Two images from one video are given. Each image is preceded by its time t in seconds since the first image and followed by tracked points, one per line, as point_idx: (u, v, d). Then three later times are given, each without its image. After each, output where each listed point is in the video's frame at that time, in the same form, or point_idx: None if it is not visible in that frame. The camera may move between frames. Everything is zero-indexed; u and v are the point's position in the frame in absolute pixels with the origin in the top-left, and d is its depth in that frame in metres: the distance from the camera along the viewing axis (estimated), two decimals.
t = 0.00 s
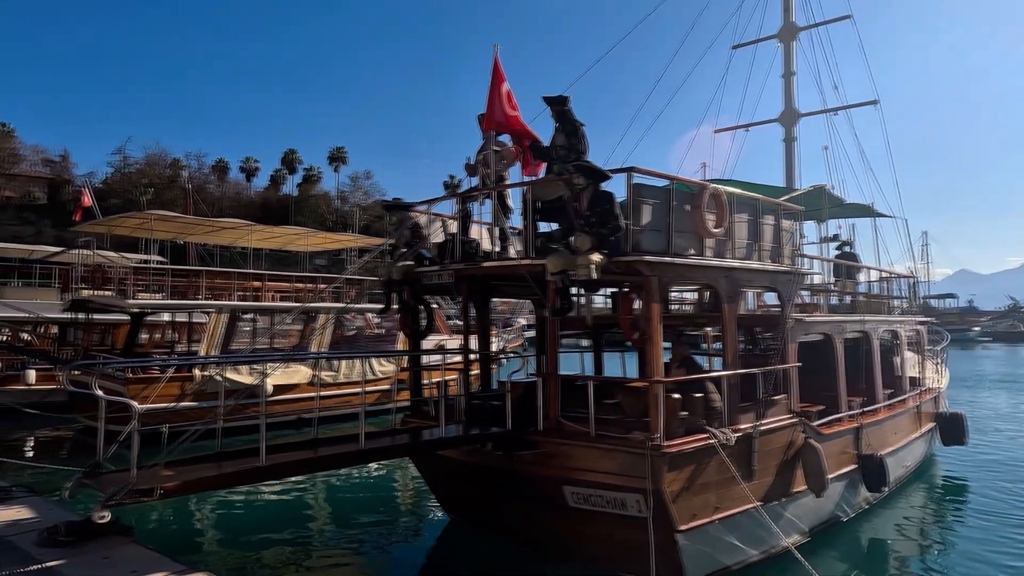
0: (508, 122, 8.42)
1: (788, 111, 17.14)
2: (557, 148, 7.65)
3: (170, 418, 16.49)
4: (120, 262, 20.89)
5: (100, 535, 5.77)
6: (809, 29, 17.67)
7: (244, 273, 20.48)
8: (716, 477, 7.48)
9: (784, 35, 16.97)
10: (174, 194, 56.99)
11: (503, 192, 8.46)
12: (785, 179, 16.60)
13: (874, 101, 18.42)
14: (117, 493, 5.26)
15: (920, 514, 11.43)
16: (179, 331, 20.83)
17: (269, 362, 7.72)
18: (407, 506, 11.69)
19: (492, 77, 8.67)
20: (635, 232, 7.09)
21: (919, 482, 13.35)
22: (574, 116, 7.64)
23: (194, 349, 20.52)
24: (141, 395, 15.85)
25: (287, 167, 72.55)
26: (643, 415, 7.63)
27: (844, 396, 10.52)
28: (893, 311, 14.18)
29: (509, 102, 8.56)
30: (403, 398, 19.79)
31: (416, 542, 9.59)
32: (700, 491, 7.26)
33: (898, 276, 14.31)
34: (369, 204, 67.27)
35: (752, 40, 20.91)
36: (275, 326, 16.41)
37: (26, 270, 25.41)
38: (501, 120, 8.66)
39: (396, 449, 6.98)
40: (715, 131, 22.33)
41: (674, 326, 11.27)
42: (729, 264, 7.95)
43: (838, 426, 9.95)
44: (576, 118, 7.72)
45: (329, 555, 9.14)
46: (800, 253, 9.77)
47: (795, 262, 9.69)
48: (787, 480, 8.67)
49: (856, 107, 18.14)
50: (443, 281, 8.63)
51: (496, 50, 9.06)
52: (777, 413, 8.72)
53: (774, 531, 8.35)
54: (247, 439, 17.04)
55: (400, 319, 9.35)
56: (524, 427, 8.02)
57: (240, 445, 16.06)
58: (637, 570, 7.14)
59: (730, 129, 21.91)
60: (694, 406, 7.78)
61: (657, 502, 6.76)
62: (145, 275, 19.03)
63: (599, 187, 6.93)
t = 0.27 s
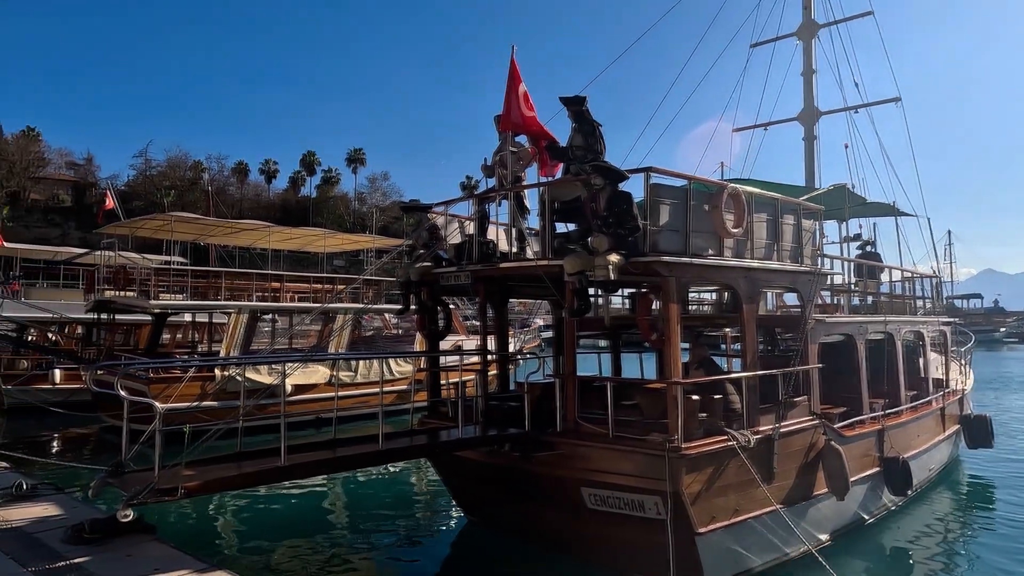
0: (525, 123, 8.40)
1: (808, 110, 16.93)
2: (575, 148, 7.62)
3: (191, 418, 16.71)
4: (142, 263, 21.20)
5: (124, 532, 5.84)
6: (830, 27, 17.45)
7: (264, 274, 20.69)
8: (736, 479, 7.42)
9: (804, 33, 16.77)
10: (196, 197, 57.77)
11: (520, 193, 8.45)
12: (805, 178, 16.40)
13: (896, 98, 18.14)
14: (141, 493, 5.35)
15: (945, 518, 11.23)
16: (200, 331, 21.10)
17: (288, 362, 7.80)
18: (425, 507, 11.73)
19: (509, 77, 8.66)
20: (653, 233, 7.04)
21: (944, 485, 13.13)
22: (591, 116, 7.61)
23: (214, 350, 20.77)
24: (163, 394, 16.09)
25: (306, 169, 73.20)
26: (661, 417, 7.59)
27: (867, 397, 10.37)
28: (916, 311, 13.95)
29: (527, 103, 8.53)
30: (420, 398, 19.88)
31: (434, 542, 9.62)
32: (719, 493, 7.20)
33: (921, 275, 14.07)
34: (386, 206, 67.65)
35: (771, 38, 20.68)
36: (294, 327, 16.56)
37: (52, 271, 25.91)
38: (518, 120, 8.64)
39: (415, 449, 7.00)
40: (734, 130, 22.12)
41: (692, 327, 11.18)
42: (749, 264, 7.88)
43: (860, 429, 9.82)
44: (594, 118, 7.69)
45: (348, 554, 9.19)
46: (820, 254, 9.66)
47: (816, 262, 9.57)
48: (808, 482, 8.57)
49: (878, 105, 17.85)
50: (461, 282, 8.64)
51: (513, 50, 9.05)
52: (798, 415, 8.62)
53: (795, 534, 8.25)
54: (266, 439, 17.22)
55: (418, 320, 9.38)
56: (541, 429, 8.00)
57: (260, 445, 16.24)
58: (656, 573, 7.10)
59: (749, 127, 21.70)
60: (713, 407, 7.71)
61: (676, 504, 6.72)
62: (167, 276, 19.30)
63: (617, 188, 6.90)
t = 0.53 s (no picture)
0: (543, 122, 8.37)
1: (830, 106, 16.72)
2: (593, 148, 7.59)
3: (214, 416, 16.95)
4: (165, 264, 21.52)
5: (150, 528, 5.94)
6: (852, 22, 17.20)
7: (284, 274, 20.90)
8: (757, 480, 7.35)
9: (825, 28, 16.56)
10: (218, 197, 58.55)
11: (539, 192, 8.45)
12: (827, 175, 16.20)
13: (921, 94, 17.83)
14: (165, 490, 5.44)
15: (972, 521, 11.02)
16: (222, 330, 21.38)
17: (309, 361, 7.88)
18: (443, 506, 11.79)
19: (526, 77, 8.64)
20: (672, 232, 6.99)
21: (970, 487, 12.89)
22: (610, 115, 7.58)
23: (236, 349, 21.03)
24: (186, 392, 16.37)
25: (326, 169, 73.82)
26: (681, 417, 7.54)
27: (891, 398, 10.22)
28: (941, 310, 13.71)
29: (545, 103, 8.49)
30: (439, 397, 19.97)
31: (453, 541, 9.65)
32: (740, 495, 7.14)
33: (947, 274, 13.83)
34: (405, 205, 68.00)
35: (792, 34, 20.45)
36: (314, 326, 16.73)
37: (78, 271, 26.40)
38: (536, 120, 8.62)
39: (434, 449, 7.03)
40: (753, 127, 21.89)
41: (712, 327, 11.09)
42: (770, 264, 7.80)
43: (884, 429, 9.67)
44: (612, 117, 7.66)
45: (367, 552, 9.27)
46: (843, 252, 9.53)
47: (838, 261, 9.45)
48: (831, 484, 8.47)
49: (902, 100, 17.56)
50: (479, 282, 8.66)
51: (531, 50, 9.02)
52: (820, 415, 8.52)
53: (817, 536, 8.15)
54: (287, 437, 17.42)
55: (436, 319, 9.42)
56: (560, 428, 7.99)
57: (281, 443, 16.43)
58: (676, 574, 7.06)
59: (769, 124, 21.46)
60: (733, 407, 7.65)
61: (697, 505, 6.67)
62: (190, 277, 19.57)
63: (636, 187, 6.86)
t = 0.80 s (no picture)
0: (561, 122, 8.34)
1: (852, 103, 16.47)
2: (612, 147, 7.55)
3: (236, 415, 17.17)
4: (188, 264, 21.85)
5: (175, 525, 6.02)
6: (875, 17, 16.93)
7: (304, 274, 21.11)
8: (778, 482, 7.28)
9: (848, 24, 16.31)
10: (239, 199, 59.30)
11: (557, 192, 8.44)
12: (850, 173, 15.96)
13: (947, 89, 17.50)
14: (189, 489, 5.52)
15: (1000, 524, 10.80)
16: (243, 330, 21.65)
17: (329, 361, 7.95)
18: (462, 505, 11.83)
19: (544, 76, 8.57)
20: (692, 231, 6.94)
21: (998, 490, 12.63)
22: (629, 114, 7.54)
23: (257, 348, 21.29)
24: (209, 390, 16.62)
25: (345, 170, 74.42)
26: (701, 417, 7.49)
27: (916, 399, 10.05)
28: (968, 310, 13.44)
29: (563, 102, 8.46)
30: (458, 396, 20.05)
31: (471, 541, 9.68)
32: (761, 496, 7.08)
33: (974, 272, 13.55)
34: (423, 205, 68.28)
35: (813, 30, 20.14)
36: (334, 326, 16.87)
37: (104, 272, 26.87)
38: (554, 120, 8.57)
39: (453, 448, 7.06)
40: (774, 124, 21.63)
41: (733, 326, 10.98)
42: (791, 263, 7.71)
43: (909, 431, 9.52)
44: (631, 116, 7.61)
45: (387, 551, 9.33)
46: (866, 251, 9.39)
47: (862, 260, 9.32)
48: (854, 486, 8.35)
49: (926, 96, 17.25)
50: (498, 282, 8.67)
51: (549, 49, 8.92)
52: (843, 416, 8.41)
53: (840, 538, 8.05)
54: (308, 436, 17.59)
55: (455, 319, 9.44)
56: (579, 429, 7.97)
57: (302, 442, 16.60)
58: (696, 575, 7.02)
59: (791, 121, 21.17)
60: (754, 408, 7.57)
61: (717, 507, 6.62)
62: (211, 277, 19.83)
63: (655, 186, 6.82)
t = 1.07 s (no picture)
0: (578, 123, 8.30)
1: (872, 101, 16.27)
2: (629, 148, 7.51)
3: (255, 416, 17.34)
4: (208, 266, 22.14)
5: (196, 524, 6.07)
6: (896, 14, 16.71)
7: (321, 276, 21.28)
8: (799, 485, 7.20)
9: (868, 22, 16.12)
10: (258, 202, 59.99)
11: (574, 194, 8.43)
12: (871, 173, 15.76)
13: (971, 87, 17.21)
14: (210, 489, 5.57)
15: None
16: (261, 332, 21.86)
17: (347, 362, 7.99)
18: (478, 507, 11.84)
19: (560, 77, 8.46)
20: (710, 232, 6.89)
21: None
22: (646, 115, 7.51)
23: (276, 350, 21.50)
24: (227, 390, 16.78)
25: (361, 173, 74.92)
26: (720, 419, 7.43)
27: (940, 402, 9.88)
28: (992, 311, 13.20)
29: (580, 104, 8.42)
30: (474, 398, 20.09)
31: (488, 543, 9.68)
32: (781, 499, 7.00)
33: (999, 273, 13.31)
34: (439, 207, 68.54)
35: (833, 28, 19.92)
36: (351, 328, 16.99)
37: (126, 274, 27.26)
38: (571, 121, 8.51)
39: (471, 450, 7.08)
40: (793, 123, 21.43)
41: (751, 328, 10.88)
42: (811, 263, 7.63)
43: (933, 434, 9.36)
44: (648, 117, 7.58)
45: (404, 552, 9.37)
46: (888, 252, 9.25)
47: (883, 260, 9.19)
48: (876, 490, 8.24)
49: (948, 95, 16.99)
50: (515, 283, 8.68)
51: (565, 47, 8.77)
52: (864, 419, 8.30)
53: (862, 542, 7.94)
54: (326, 436, 17.72)
55: (472, 321, 9.45)
56: (597, 430, 7.95)
57: (320, 442, 16.73)
58: None
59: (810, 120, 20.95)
60: (774, 410, 7.49)
61: (737, 510, 6.56)
62: (231, 279, 20.05)
63: (673, 186, 6.78)
